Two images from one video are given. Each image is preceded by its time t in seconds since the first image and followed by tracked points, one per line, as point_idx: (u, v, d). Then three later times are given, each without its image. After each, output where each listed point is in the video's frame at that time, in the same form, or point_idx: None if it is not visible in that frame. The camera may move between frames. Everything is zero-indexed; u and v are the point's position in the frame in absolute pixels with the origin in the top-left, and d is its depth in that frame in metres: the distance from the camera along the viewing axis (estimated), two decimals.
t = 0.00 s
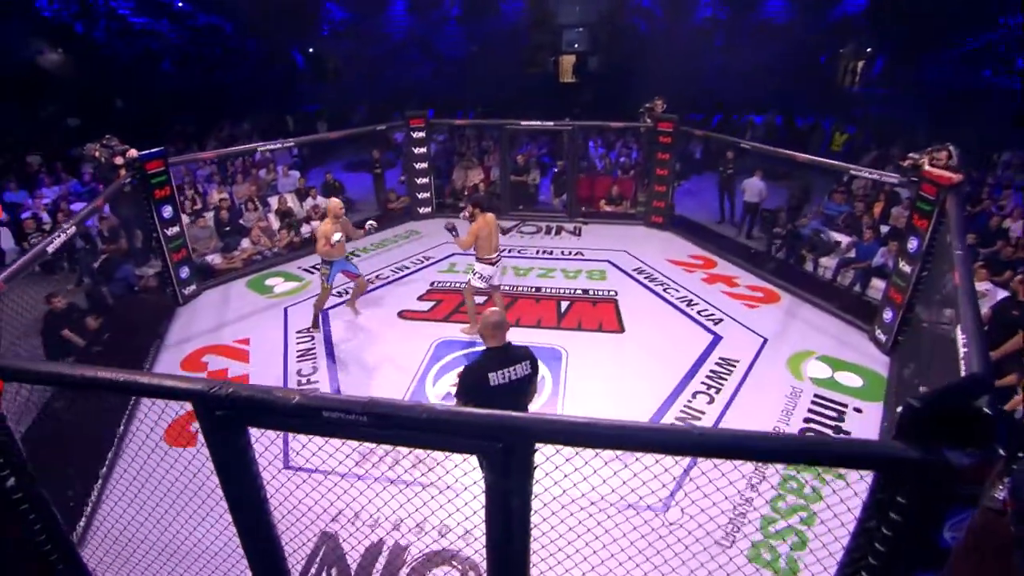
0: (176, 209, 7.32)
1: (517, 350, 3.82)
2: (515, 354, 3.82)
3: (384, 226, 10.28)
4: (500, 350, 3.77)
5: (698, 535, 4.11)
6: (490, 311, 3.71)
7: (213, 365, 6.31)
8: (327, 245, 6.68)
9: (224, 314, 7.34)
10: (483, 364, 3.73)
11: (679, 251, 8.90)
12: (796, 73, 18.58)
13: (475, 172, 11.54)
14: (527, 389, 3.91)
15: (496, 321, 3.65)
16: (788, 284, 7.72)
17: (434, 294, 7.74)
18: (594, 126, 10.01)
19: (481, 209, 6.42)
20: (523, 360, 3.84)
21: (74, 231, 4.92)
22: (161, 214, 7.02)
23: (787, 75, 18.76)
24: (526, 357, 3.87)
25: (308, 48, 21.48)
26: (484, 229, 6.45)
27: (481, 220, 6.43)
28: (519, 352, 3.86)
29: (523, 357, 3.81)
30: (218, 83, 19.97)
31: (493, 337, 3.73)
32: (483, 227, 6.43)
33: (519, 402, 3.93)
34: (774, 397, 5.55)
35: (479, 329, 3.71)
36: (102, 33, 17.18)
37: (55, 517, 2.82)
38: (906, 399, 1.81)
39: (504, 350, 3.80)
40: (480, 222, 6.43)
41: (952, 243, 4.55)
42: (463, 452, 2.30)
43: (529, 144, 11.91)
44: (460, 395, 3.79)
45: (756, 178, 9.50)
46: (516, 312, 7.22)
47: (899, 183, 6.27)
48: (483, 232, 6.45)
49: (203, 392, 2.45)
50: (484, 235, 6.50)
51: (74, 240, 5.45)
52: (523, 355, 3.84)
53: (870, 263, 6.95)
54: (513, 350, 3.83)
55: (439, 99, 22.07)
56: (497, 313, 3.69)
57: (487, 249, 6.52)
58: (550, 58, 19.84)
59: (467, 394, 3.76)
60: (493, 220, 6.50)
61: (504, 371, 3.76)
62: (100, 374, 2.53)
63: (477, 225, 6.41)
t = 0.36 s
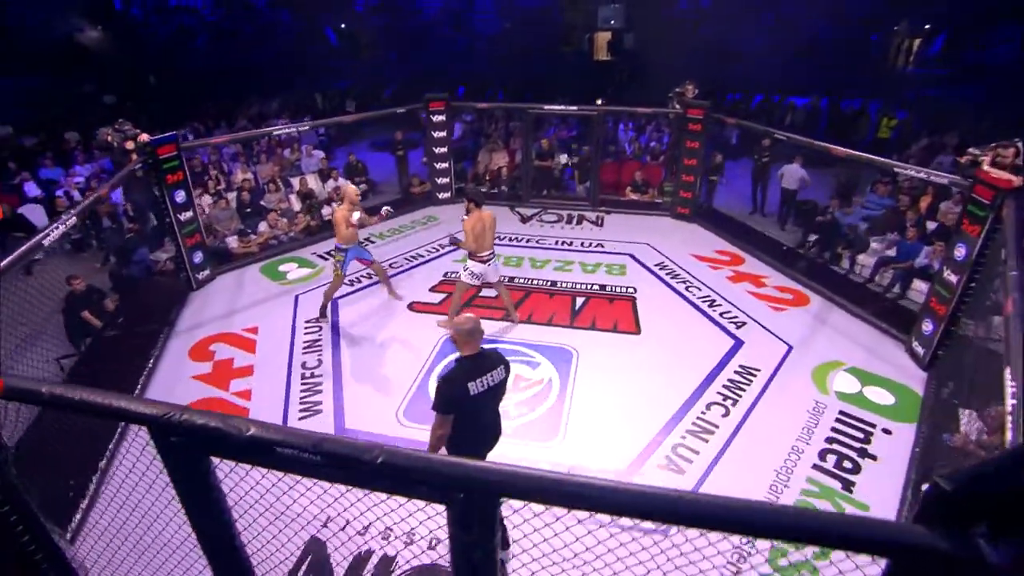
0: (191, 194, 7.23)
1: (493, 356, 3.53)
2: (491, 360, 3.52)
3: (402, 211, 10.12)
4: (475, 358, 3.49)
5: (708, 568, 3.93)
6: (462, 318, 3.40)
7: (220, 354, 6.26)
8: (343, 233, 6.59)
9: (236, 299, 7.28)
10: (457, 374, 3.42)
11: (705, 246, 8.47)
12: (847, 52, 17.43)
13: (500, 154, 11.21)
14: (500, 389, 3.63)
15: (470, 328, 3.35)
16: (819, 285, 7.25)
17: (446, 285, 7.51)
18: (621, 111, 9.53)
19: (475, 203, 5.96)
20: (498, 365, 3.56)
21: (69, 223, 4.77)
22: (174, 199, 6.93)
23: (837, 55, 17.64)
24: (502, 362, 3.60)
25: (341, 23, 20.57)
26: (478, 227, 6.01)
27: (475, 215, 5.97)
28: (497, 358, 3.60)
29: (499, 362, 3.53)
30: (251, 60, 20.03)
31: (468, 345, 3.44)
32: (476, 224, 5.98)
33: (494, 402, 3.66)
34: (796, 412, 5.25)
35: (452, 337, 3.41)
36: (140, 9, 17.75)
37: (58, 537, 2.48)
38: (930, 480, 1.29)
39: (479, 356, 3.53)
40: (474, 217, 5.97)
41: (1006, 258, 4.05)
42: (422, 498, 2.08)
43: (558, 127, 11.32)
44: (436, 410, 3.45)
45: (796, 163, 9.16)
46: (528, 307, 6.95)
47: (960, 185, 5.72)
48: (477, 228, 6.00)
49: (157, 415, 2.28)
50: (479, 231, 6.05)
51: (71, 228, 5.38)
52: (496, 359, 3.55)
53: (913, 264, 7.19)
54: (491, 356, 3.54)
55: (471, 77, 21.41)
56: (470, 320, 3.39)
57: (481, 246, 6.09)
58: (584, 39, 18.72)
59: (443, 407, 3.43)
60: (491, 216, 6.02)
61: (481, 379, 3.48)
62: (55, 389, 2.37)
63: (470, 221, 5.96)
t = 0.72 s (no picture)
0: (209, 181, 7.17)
1: (465, 360, 3.40)
2: (461, 364, 3.37)
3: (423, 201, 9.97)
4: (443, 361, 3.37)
5: None
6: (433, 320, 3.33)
7: (229, 345, 6.23)
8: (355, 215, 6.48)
9: (250, 290, 7.27)
10: (419, 376, 3.27)
11: (734, 247, 8.06)
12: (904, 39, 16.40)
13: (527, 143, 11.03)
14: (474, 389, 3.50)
15: (440, 330, 3.26)
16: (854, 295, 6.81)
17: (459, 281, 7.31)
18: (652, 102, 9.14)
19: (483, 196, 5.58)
20: (467, 370, 3.40)
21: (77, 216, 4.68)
22: (191, 186, 6.88)
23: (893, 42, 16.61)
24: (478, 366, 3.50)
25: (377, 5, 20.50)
26: (482, 225, 5.63)
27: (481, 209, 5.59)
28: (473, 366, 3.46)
29: (467, 367, 3.36)
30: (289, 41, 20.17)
31: (438, 349, 3.34)
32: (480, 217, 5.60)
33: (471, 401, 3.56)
34: (817, 437, 4.92)
35: (423, 339, 3.33)
36: None
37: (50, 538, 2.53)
38: None
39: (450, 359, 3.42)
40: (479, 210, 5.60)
41: None
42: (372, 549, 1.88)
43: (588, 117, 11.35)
44: (396, 410, 3.29)
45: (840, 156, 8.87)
46: (542, 307, 6.72)
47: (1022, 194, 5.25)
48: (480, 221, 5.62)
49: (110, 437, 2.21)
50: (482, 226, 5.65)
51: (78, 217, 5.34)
52: (466, 364, 3.39)
53: (962, 273, 6.75)
54: (464, 362, 3.40)
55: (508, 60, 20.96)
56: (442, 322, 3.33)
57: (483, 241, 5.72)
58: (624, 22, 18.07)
59: (405, 409, 3.27)
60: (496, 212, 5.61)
61: (445, 385, 3.32)
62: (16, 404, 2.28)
63: (473, 213, 5.60)
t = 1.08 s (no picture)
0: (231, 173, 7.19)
1: (426, 374, 3.24)
2: (419, 378, 3.23)
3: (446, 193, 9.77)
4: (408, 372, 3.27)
5: None
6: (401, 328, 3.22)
7: (241, 338, 6.25)
8: (360, 203, 6.74)
9: (267, 282, 7.28)
10: (373, 381, 3.22)
11: (766, 256, 7.69)
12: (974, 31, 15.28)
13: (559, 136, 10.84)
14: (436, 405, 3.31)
15: (401, 340, 3.13)
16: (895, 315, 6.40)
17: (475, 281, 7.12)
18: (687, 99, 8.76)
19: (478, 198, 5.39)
20: (425, 386, 3.23)
21: (87, 211, 4.70)
22: (213, 178, 6.90)
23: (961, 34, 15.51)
24: (444, 382, 3.30)
25: None
26: (475, 226, 5.46)
27: (476, 210, 5.44)
28: (438, 384, 3.28)
29: (424, 383, 3.19)
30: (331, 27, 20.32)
31: (400, 359, 3.23)
32: (473, 218, 5.45)
33: (433, 414, 3.40)
34: (838, 471, 4.60)
35: (385, 345, 3.22)
36: None
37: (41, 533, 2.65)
38: None
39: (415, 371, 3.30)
40: (473, 211, 5.45)
41: None
42: None
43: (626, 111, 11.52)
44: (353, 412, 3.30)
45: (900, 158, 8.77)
46: (557, 312, 6.54)
47: None
48: (473, 222, 5.46)
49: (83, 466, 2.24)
50: (474, 227, 5.49)
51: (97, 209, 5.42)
52: (425, 378, 3.23)
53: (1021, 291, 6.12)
54: (426, 377, 3.25)
55: (549, 47, 20.50)
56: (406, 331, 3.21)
57: (475, 242, 5.56)
58: (671, 9, 17.41)
59: (357, 411, 3.27)
60: (491, 215, 5.43)
61: (395, 396, 3.21)
62: None
63: (465, 213, 5.45)
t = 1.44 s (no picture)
0: (258, 167, 7.25)
1: (378, 382, 3.32)
2: (369, 385, 3.32)
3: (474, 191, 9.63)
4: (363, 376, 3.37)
5: None
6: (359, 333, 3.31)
7: (257, 331, 6.31)
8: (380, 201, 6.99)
9: (288, 276, 7.33)
10: (328, 381, 3.37)
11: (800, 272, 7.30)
12: None
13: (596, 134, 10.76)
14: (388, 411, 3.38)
15: (354, 344, 3.24)
16: (938, 344, 5.99)
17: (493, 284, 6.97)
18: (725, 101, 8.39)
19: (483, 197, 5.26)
20: (374, 393, 3.31)
21: (104, 207, 4.74)
22: (239, 172, 6.97)
23: None
24: (397, 392, 3.35)
25: None
26: (478, 225, 5.31)
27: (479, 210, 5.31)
28: (390, 393, 3.34)
29: (371, 390, 3.27)
30: (378, 18, 20.45)
31: (355, 364, 3.33)
32: (476, 218, 5.32)
33: (388, 420, 3.47)
34: (855, 514, 4.30)
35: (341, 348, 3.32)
36: None
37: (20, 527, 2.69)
38: None
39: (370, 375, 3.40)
40: (476, 210, 5.31)
41: None
42: None
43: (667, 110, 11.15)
44: (309, 411, 3.48)
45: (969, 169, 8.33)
46: (572, 322, 6.36)
47: None
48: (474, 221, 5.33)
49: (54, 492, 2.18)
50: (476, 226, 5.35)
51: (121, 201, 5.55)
52: (374, 386, 3.31)
53: None
54: (378, 384, 3.33)
55: (593, 43, 20.13)
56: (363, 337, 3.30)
57: (475, 242, 5.40)
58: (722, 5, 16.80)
59: (313, 411, 3.45)
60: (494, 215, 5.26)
61: (344, 399, 3.34)
62: None
63: (468, 212, 5.30)
